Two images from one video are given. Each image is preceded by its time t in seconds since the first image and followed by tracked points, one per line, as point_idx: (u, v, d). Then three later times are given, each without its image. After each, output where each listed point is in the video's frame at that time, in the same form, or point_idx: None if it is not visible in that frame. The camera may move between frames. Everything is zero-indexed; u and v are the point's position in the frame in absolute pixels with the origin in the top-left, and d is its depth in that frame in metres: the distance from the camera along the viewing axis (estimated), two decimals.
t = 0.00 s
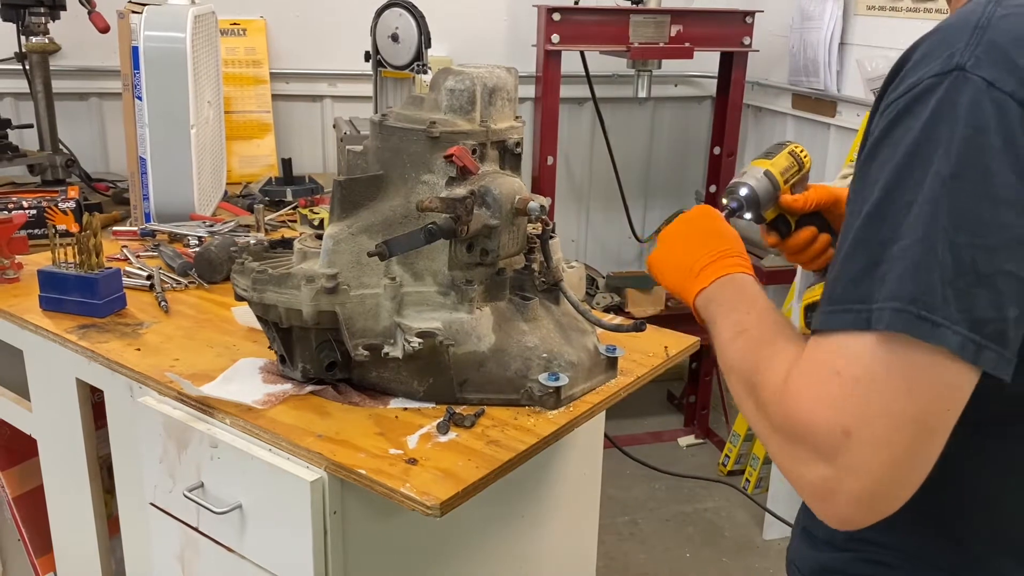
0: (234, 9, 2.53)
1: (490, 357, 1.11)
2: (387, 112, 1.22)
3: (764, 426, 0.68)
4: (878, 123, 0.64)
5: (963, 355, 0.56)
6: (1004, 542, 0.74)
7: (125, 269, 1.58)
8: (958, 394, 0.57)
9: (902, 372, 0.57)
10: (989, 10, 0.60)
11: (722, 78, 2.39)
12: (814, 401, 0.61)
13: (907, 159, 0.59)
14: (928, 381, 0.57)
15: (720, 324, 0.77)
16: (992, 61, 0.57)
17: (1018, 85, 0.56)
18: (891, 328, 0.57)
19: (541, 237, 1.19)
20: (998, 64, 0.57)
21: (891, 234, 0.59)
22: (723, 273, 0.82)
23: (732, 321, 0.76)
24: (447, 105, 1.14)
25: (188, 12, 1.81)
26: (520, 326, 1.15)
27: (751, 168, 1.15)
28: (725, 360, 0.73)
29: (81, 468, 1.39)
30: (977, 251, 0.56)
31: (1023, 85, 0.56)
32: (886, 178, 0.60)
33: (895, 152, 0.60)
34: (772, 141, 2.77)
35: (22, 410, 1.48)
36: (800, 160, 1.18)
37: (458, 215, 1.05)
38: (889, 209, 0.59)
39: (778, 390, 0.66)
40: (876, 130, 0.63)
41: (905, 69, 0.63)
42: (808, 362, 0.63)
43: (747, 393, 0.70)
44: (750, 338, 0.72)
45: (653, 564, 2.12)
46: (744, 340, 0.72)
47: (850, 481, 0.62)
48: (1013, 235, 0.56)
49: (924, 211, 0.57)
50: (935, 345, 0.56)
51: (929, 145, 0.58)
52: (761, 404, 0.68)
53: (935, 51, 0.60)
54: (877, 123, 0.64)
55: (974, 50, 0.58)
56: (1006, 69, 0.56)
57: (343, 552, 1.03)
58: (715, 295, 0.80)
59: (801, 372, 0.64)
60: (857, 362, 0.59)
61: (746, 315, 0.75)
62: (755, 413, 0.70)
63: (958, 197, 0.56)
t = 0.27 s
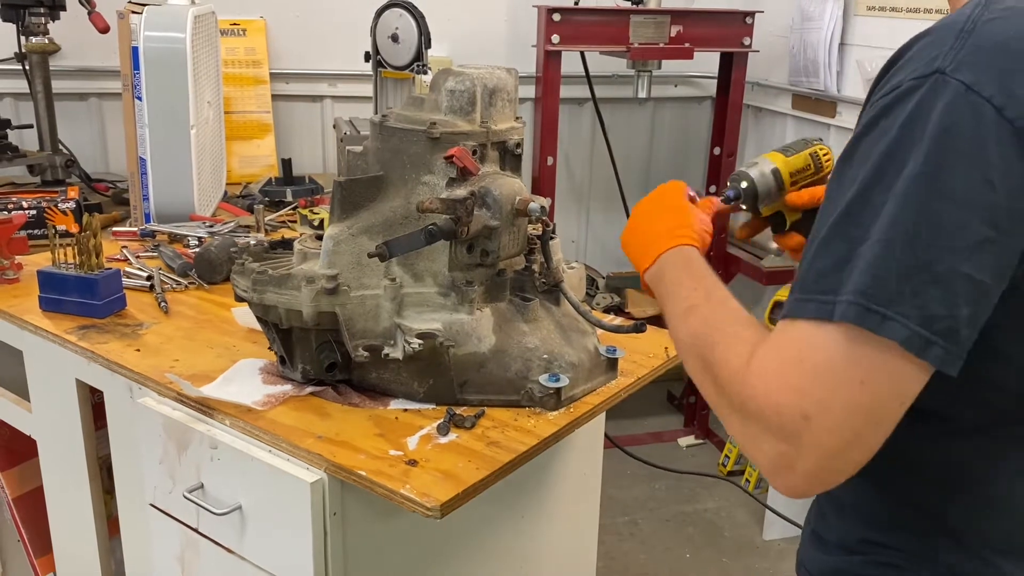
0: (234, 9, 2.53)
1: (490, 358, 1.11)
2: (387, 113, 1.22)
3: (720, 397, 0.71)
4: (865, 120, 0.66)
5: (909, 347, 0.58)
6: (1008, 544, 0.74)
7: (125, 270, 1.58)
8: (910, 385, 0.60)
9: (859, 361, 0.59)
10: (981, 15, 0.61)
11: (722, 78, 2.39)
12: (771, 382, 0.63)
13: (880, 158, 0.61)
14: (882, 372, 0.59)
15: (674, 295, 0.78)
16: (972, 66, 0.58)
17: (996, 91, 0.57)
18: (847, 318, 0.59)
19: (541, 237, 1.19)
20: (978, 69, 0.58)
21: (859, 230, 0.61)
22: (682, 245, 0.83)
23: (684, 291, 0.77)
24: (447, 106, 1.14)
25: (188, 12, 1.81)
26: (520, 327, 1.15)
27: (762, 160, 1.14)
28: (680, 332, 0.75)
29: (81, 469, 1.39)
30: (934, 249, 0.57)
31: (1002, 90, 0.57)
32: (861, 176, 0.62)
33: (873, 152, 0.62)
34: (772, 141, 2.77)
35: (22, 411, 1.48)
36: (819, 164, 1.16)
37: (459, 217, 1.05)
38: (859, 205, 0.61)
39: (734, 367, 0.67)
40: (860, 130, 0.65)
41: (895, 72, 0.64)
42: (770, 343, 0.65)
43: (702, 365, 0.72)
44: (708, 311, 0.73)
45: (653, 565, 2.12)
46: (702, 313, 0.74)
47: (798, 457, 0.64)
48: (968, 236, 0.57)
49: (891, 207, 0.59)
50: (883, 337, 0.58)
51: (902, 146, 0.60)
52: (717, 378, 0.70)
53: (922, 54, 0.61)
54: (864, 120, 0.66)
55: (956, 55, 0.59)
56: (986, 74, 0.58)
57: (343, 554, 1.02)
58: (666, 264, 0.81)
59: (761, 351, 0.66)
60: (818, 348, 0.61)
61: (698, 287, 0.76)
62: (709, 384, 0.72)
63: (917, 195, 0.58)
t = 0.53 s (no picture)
0: (234, 9, 2.53)
1: (489, 360, 1.10)
2: (386, 113, 1.22)
3: (728, 392, 0.72)
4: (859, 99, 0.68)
5: (881, 316, 0.61)
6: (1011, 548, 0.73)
7: (124, 271, 1.58)
8: (918, 364, 0.62)
9: (869, 346, 0.62)
10: None
11: (722, 78, 2.39)
12: (784, 371, 0.65)
13: (865, 138, 0.64)
14: (890, 357, 0.62)
15: (676, 296, 0.79)
16: (952, 47, 0.60)
17: (974, 70, 0.59)
18: (823, 291, 0.63)
19: (540, 239, 1.19)
20: (958, 50, 0.60)
21: (845, 209, 0.64)
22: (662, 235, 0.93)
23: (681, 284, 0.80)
24: (446, 107, 1.14)
25: (187, 12, 1.81)
26: (520, 329, 1.15)
27: (718, 177, 1.02)
28: (687, 331, 0.76)
29: (79, 470, 1.38)
30: (906, 223, 0.60)
31: (980, 67, 0.59)
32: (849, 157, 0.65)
33: (861, 134, 0.65)
34: (772, 141, 2.77)
35: (20, 412, 1.47)
36: (779, 198, 1.03)
37: (458, 218, 1.05)
38: (845, 185, 0.65)
39: (742, 360, 0.69)
40: (854, 114, 0.68)
41: (888, 52, 0.67)
42: (778, 333, 0.67)
43: (710, 363, 0.73)
44: (711, 309, 0.75)
45: (653, 566, 2.12)
46: (705, 311, 0.75)
47: (814, 439, 0.67)
48: (940, 211, 0.59)
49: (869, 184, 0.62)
50: (854, 307, 0.61)
51: (883, 126, 0.62)
52: (724, 374, 0.71)
53: (909, 36, 0.64)
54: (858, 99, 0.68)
55: (937, 36, 0.61)
56: (965, 54, 0.60)
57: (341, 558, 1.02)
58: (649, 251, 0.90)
59: (770, 343, 0.67)
60: (828, 337, 0.63)
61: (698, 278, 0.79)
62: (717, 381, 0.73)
63: (892, 173, 0.60)
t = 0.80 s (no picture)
0: (234, 9, 2.52)
1: (488, 361, 1.10)
2: (385, 114, 1.21)
3: (692, 350, 0.74)
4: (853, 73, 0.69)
5: (851, 281, 0.62)
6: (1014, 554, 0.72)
7: (122, 271, 1.57)
8: (877, 333, 0.64)
9: (829, 311, 0.63)
10: None
11: (722, 78, 2.38)
12: (746, 331, 0.67)
13: (853, 109, 0.64)
14: (849, 318, 0.63)
15: (646, 261, 0.81)
16: (948, 24, 0.61)
17: (968, 47, 0.60)
18: (794, 251, 0.64)
19: (540, 240, 1.18)
20: (953, 27, 0.60)
21: (827, 176, 0.65)
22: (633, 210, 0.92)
23: (647, 255, 0.82)
24: (445, 107, 1.13)
25: (187, 12, 1.80)
26: (519, 330, 1.14)
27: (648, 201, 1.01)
28: (654, 293, 0.78)
29: (77, 471, 1.38)
30: (885, 191, 0.61)
31: (975, 45, 0.60)
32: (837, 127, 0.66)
33: (850, 105, 0.66)
34: (772, 141, 2.76)
35: (18, 413, 1.47)
36: (699, 234, 0.99)
37: (457, 219, 1.04)
38: (829, 153, 0.65)
39: (708, 320, 0.71)
40: (846, 87, 0.68)
41: (885, 28, 0.67)
42: (745, 297, 0.69)
43: (674, 322, 0.75)
44: (682, 273, 0.77)
45: (653, 567, 2.11)
46: (675, 276, 0.77)
47: (769, 397, 0.69)
48: (920, 181, 0.60)
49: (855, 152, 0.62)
50: (824, 270, 0.63)
51: (873, 97, 0.63)
52: (689, 332, 0.73)
53: (907, 13, 0.64)
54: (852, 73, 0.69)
55: (933, 13, 0.62)
56: (962, 31, 0.60)
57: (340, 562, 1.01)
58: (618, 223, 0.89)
59: (736, 305, 0.69)
60: (791, 300, 0.65)
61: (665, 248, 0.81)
62: (681, 344, 0.75)
63: (875, 141, 0.61)
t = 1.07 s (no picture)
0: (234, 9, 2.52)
1: (488, 362, 1.10)
2: (384, 114, 1.21)
3: (687, 352, 0.74)
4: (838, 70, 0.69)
5: (837, 278, 0.62)
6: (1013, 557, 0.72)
7: (121, 272, 1.57)
8: (871, 332, 0.64)
9: (821, 310, 0.63)
10: None
11: (722, 78, 2.38)
12: (740, 331, 0.67)
13: (837, 107, 0.64)
14: (842, 318, 0.63)
15: (639, 263, 0.81)
16: (927, 20, 0.60)
17: (948, 42, 0.59)
18: (782, 250, 0.64)
19: (540, 241, 1.18)
20: (932, 23, 0.60)
21: (813, 175, 0.65)
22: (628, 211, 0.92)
23: (641, 258, 0.82)
24: (445, 108, 1.13)
25: (186, 12, 1.80)
26: (519, 331, 1.14)
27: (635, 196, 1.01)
28: (647, 295, 0.78)
29: (75, 472, 1.37)
30: (869, 189, 0.61)
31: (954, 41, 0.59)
32: (821, 125, 0.66)
33: (834, 104, 0.66)
34: (772, 141, 2.76)
35: (17, 414, 1.46)
36: (684, 230, 0.98)
37: (456, 219, 1.04)
38: (815, 152, 0.65)
39: (702, 322, 0.71)
40: (830, 86, 0.68)
41: (869, 24, 0.67)
42: (738, 297, 0.69)
43: (667, 325, 0.75)
44: (674, 275, 0.77)
45: (653, 567, 2.11)
46: (667, 278, 0.77)
47: (765, 397, 0.69)
48: (904, 178, 0.60)
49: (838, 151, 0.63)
50: (810, 268, 0.63)
51: (856, 95, 0.63)
52: (682, 334, 0.73)
53: (887, 11, 0.64)
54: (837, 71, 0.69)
55: (913, 10, 0.62)
56: (941, 27, 0.60)
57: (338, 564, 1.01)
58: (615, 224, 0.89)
59: (729, 305, 0.70)
60: (783, 299, 0.65)
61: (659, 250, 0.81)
62: (676, 346, 0.75)
63: (859, 139, 0.61)
